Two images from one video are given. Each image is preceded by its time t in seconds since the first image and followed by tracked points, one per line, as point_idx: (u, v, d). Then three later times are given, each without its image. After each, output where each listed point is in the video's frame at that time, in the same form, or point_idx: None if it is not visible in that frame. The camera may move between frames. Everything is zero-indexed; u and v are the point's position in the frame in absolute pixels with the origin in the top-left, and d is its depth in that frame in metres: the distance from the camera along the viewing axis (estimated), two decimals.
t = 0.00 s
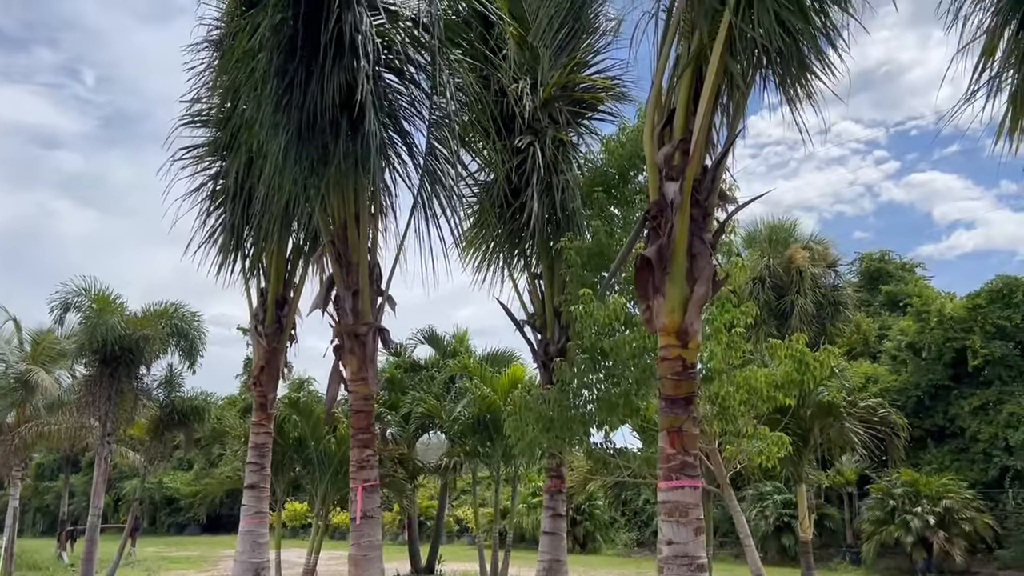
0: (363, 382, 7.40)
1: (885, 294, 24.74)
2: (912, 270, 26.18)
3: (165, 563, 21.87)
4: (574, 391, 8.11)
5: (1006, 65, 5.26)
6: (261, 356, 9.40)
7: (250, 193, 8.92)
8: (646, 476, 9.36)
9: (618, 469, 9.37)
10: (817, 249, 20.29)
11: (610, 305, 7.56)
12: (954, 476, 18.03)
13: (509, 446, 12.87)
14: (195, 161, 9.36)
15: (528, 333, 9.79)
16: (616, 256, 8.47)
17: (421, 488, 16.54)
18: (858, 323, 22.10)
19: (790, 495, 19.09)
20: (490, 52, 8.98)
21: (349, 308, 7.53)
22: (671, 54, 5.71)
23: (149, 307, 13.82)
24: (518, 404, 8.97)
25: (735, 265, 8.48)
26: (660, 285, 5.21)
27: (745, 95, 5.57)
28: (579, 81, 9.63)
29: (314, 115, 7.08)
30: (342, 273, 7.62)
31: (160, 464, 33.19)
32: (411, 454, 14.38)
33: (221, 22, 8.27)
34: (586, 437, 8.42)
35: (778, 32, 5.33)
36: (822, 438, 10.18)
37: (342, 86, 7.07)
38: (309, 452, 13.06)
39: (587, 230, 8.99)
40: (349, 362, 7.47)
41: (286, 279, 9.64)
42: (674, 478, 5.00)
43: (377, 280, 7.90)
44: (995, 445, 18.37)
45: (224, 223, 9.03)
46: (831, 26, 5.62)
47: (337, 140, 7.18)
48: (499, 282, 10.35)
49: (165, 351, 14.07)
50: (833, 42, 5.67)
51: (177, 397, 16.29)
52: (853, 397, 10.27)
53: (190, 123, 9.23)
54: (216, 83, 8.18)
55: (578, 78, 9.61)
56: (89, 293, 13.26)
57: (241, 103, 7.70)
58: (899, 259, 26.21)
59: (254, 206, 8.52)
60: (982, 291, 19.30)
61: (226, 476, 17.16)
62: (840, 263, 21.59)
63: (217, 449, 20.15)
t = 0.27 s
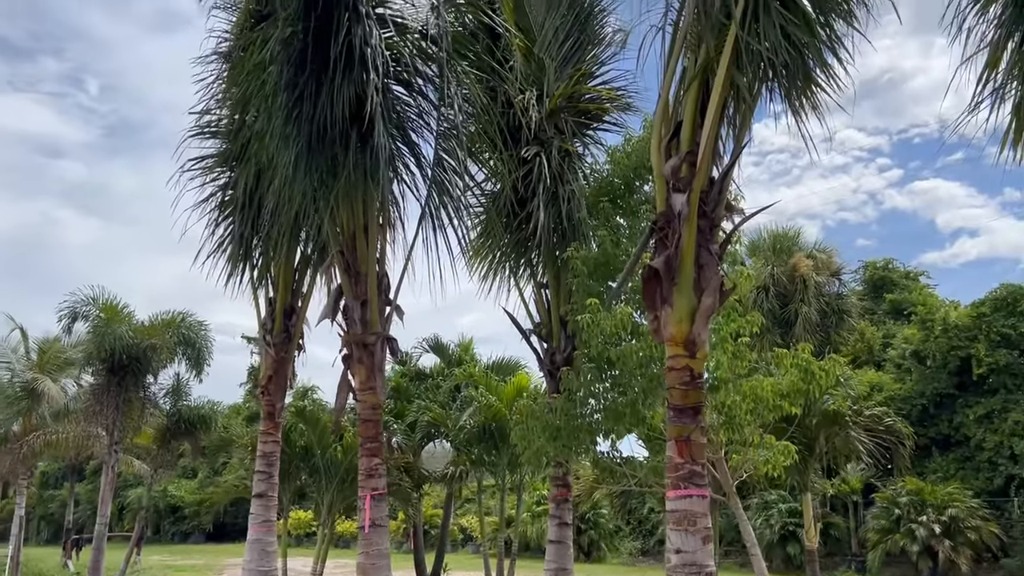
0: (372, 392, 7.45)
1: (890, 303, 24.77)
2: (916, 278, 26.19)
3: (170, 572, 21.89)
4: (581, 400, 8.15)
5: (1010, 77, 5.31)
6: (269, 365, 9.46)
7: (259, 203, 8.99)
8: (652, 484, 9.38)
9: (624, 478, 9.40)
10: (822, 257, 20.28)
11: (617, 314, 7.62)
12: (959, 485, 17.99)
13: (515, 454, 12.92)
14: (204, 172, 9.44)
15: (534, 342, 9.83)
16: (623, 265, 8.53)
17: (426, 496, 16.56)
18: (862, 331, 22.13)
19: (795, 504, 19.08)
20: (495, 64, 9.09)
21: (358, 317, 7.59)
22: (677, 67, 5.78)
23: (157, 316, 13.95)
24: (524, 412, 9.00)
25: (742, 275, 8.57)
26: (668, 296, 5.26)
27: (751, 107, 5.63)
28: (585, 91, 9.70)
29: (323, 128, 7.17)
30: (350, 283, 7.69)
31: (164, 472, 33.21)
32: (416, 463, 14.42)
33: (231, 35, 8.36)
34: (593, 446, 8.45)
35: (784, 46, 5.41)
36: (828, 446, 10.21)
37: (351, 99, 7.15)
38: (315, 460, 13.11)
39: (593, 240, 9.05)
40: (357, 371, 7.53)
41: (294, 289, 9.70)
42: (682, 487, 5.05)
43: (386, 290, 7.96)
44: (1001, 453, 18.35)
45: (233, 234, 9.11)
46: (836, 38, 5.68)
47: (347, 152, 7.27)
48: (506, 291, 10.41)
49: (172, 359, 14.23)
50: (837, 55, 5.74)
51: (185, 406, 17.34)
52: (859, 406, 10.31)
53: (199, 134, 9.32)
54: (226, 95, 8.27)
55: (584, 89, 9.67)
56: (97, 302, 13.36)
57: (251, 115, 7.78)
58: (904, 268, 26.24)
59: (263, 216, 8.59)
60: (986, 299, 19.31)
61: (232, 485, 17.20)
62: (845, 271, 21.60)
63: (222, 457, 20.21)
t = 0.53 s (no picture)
0: (383, 404, 7.49)
1: (896, 313, 24.77)
2: (922, 289, 26.18)
3: None
4: (590, 411, 8.18)
5: (1017, 91, 5.36)
6: (279, 377, 9.51)
7: (270, 216, 9.07)
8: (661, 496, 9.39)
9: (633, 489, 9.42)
10: (828, 268, 20.26)
11: (626, 326, 7.67)
12: (968, 496, 17.93)
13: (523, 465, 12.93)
14: (216, 185, 9.53)
15: (543, 353, 9.86)
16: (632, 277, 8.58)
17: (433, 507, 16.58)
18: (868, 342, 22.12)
19: (803, 516, 19.02)
20: (505, 79, 9.17)
21: (369, 329, 7.64)
22: (687, 83, 5.85)
23: (165, 328, 14.71)
24: (533, 424, 9.03)
25: (750, 287, 8.61)
26: (679, 309, 5.30)
27: (760, 123, 5.70)
28: (593, 105, 9.77)
29: (336, 142, 7.24)
30: (361, 296, 7.75)
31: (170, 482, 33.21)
32: (424, 474, 14.45)
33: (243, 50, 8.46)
34: (602, 458, 8.47)
35: (793, 62, 5.47)
36: (837, 458, 10.22)
37: (364, 113, 7.23)
38: (324, 471, 13.15)
39: (601, 252, 9.09)
40: (368, 383, 7.57)
41: (304, 300, 9.75)
42: (695, 499, 5.07)
43: (396, 302, 8.01)
44: (1009, 465, 18.31)
45: (244, 246, 9.18)
46: (844, 54, 5.75)
47: (359, 166, 7.34)
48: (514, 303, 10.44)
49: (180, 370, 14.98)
50: (846, 70, 5.80)
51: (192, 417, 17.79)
52: (867, 417, 10.31)
53: (211, 147, 9.41)
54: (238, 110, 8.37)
55: (592, 102, 9.74)
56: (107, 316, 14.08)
57: (264, 129, 7.86)
58: (910, 278, 26.23)
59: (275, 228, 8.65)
60: (993, 310, 19.43)
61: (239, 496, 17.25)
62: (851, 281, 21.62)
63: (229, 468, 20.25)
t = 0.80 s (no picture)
0: (390, 417, 7.53)
1: (901, 326, 24.76)
2: (927, 301, 26.17)
3: None
4: (597, 426, 8.20)
5: (1021, 108, 5.41)
6: (286, 390, 9.55)
7: (279, 229, 9.14)
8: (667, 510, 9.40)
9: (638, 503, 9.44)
10: (832, 280, 20.27)
11: (633, 341, 7.76)
12: (974, 509, 17.87)
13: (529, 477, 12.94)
14: (225, 199, 9.62)
15: (549, 366, 9.89)
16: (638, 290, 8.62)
17: (438, 520, 16.57)
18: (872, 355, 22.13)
19: (808, 529, 18.96)
20: (511, 94, 9.27)
21: (377, 342, 7.69)
22: (693, 100, 5.92)
23: (173, 340, 15.10)
24: (539, 437, 9.04)
25: (756, 300, 8.65)
26: (686, 324, 5.35)
27: (765, 139, 5.76)
28: (598, 119, 9.85)
29: (345, 157, 7.31)
30: (369, 309, 7.80)
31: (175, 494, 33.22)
32: (430, 486, 14.47)
33: (252, 66, 8.57)
34: (608, 471, 8.49)
35: (798, 79, 5.55)
36: (842, 471, 10.24)
37: (372, 129, 7.31)
38: (329, 483, 13.19)
39: (607, 265, 9.14)
40: (376, 397, 7.61)
41: (311, 313, 9.79)
42: (701, 514, 5.09)
43: (403, 315, 8.07)
44: (1014, 478, 18.23)
45: (252, 259, 9.25)
46: (849, 71, 5.81)
47: (367, 181, 7.41)
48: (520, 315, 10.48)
49: (188, 381, 15.33)
50: (850, 87, 5.87)
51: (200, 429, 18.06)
52: (873, 431, 10.34)
53: (220, 161, 9.49)
54: (248, 125, 8.46)
55: (597, 117, 9.82)
56: (116, 328, 14.48)
57: (272, 144, 7.95)
58: (915, 291, 26.23)
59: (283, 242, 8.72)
60: (998, 323, 19.42)
61: (243, 507, 17.27)
62: (855, 294, 21.62)
63: (234, 480, 20.30)
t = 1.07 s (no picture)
0: (393, 431, 7.55)
1: (904, 340, 24.74)
2: (930, 316, 26.15)
3: None
4: (600, 441, 8.20)
5: (1021, 126, 5.44)
6: (290, 404, 9.58)
7: (283, 244, 9.19)
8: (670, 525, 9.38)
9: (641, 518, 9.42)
10: (835, 294, 20.26)
11: (636, 356, 7.83)
12: (979, 525, 17.78)
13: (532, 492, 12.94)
14: (230, 213, 9.67)
15: (552, 381, 9.89)
16: (641, 305, 8.65)
17: (441, 534, 16.54)
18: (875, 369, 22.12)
19: (812, 544, 18.87)
20: (515, 110, 9.34)
21: (381, 357, 7.72)
22: (695, 117, 5.99)
23: (177, 354, 15.20)
24: (542, 452, 9.03)
25: (759, 315, 8.67)
26: (689, 340, 5.37)
27: (768, 156, 5.80)
28: (601, 135, 9.92)
29: (350, 173, 7.37)
30: (373, 324, 7.83)
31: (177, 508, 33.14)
32: (432, 500, 14.46)
33: (259, 83, 8.65)
34: (611, 486, 8.47)
35: (800, 98, 5.61)
36: (846, 487, 10.22)
37: (377, 145, 7.37)
38: (332, 497, 13.19)
39: (610, 280, 9.17)
40: (380, 411, 7.63)
41: (315, 327, 9.82)
42: (704, 531, 5.11)
43: (407, 329, 8.10)
44: (1019, 493, 18.15)
45: (257, 274, 9.30)
46: (850, 89, 5.86)
47: (372, 197, 7.46)
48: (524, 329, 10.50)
49: (191, 395, 15.39)
50: (851, 105, 5.91)
51: (203, 443, 18.17)
52: (876, 446, 10.34)
53: (225, 176, 9.55)
54: (254, 141, 8.54)
55: (600, 132, 9.89)
56: (120, 341, 14.59)
57: (278, 160, 8.01)
58: (918, 305, 26.22)
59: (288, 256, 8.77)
60: (1001, 337, 19.40)
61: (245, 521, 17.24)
62: (858, 308, 21.63)
63: (236, 493, 20.30)
